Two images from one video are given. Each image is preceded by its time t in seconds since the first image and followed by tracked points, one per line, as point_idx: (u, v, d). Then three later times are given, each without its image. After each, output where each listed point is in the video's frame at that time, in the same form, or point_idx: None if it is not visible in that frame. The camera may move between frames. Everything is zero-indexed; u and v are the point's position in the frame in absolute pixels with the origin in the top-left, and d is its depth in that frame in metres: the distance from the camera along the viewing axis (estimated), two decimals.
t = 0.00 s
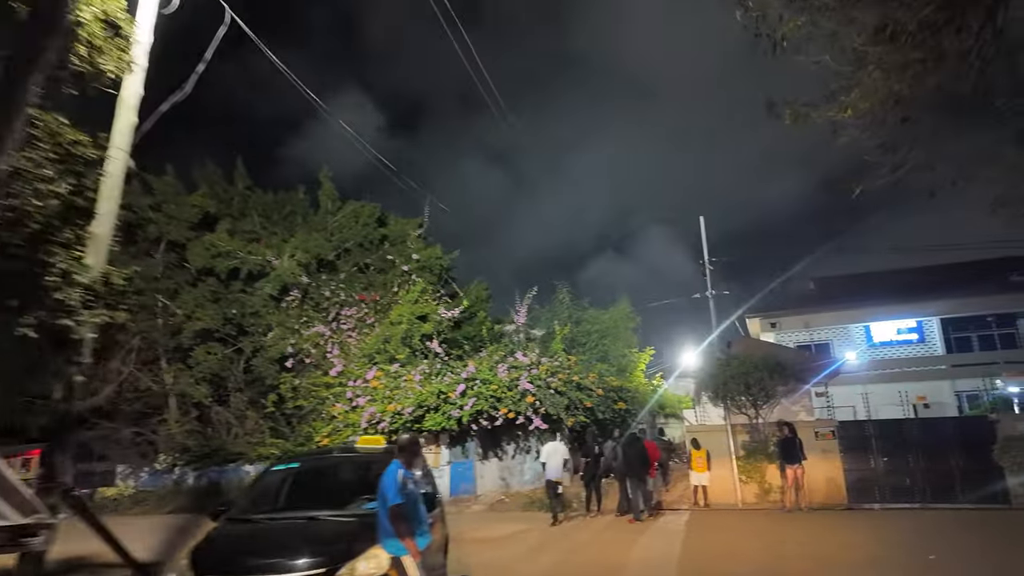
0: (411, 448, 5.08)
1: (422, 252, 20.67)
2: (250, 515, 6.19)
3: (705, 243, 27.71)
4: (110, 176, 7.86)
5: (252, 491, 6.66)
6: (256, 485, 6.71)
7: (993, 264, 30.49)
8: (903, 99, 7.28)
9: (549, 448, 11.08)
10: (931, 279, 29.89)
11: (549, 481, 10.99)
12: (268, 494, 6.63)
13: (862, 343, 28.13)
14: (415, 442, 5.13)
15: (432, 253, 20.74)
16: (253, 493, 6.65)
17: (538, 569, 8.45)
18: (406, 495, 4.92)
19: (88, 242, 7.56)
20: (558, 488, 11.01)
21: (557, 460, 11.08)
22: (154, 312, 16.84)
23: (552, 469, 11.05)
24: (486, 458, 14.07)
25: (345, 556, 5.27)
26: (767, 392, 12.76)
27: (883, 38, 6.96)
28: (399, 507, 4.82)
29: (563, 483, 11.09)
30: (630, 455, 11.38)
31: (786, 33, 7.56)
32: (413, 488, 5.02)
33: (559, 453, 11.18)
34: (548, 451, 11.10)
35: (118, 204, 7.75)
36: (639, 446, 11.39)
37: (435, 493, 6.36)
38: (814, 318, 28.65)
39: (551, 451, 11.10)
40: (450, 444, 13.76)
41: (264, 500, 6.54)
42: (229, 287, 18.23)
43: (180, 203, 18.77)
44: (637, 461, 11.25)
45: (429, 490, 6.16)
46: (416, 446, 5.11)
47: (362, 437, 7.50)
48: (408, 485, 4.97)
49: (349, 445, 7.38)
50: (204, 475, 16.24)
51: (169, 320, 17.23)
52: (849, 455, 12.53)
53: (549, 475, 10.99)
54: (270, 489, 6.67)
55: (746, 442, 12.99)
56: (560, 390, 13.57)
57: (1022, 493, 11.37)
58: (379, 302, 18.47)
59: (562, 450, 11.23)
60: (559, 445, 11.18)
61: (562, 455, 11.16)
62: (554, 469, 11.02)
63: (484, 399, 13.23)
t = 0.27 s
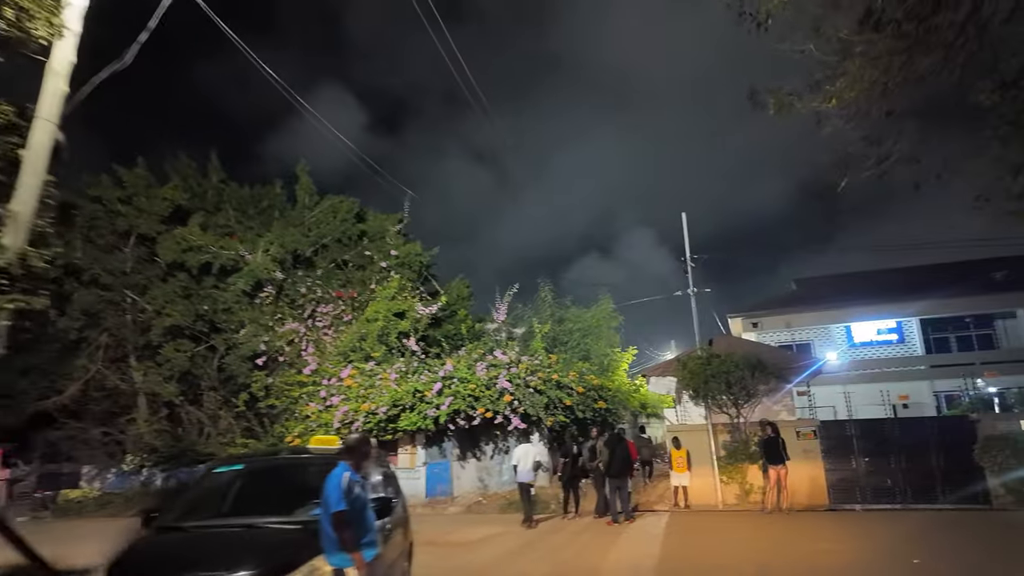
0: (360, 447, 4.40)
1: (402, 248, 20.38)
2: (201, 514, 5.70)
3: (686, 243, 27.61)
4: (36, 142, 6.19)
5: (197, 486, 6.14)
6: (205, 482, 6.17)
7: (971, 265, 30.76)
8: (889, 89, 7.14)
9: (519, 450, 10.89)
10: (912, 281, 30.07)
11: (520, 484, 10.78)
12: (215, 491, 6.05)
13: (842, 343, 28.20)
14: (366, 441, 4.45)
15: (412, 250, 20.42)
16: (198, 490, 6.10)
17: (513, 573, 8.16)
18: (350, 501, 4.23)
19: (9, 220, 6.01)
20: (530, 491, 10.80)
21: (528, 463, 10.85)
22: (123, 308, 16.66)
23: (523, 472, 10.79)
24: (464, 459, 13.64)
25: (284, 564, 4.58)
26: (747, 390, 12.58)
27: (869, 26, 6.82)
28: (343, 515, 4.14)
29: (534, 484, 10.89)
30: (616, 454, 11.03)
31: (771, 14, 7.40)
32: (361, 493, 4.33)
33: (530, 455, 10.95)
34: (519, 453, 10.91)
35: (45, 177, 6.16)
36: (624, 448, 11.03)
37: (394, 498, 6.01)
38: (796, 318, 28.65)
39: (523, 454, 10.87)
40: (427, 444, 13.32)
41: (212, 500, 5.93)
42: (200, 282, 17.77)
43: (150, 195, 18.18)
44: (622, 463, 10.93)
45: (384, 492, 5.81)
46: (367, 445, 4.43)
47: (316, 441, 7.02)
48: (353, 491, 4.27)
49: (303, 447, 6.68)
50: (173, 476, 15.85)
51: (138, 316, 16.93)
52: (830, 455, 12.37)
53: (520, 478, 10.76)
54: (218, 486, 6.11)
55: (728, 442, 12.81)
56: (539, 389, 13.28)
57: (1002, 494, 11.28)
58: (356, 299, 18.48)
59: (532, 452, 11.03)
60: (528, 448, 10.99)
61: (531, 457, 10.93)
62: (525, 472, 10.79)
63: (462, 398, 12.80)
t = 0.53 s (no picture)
0: (306, 447, 3.96)
1: (382, 245, 19.96)
2: (143, 525, 5.22)
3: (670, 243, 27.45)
4: None
5: (145, 486, 5.76)
6: (155, 482, 5.80)
7: (952, 266, 30.91)
8: (878, 78, 6.94)
9: (493, 450, 10.64)
10: (893, 281, 30.19)
11: (493, 486, 10.46)
12: (166, 493, 5.66)
13: (826, 343, 28.20)
14: (313, 440, 4.00)
15: (393, 246, 20.02)
16: (148, 492, 5.71)
17: None
18: (293, 508, 3.83)
19: None
20: (503, 494, 10.47)
21: (502, 465, 10.55)
22: (92, 304, 16.06)
23: (498, 474, 10.49)
24: (443, 460, 13.29)
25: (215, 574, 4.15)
26: (731, 390, 12.36)
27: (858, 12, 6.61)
28: (284, 527, 3.71)
29: (510, 487, 10.56)
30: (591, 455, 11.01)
31: None
32: (305, 499, 3.94)
33: (505, 457, 10.64)
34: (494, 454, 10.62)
35: None
36: (608, 449, 10.78)
37: (354, 504, 5.59)
38: (780, 318, 28.60)
39: (497, 455, 10.59)
40: (405, 445, 12.96)
41: (163, 504, 5.58)
42: (174, 277, 17.33)
43: (122, 187, 17.64)
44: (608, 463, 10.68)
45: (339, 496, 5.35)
46: (314, 445, 4.00)
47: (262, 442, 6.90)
48: (297, 496, 3.88)
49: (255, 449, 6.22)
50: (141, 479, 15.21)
51: (108, 312, 16.27)
52: (814, 455, 12.21)
53: (494, 481, 10.44)
54: (169, 488, 5.72)
55: (711, 442, 12.61)
56: (520, 388, 12.98)
57: (986, 495, 11.12)
58: (335, 296, 18.48)
59: (507, 453, 10.75)
60: (505, 449, 10.69)
61: (507, 458, 10.67)
62: (500, 474, 10.49)
63: (440, 397, 12.40)
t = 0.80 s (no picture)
0: (244, 448, 3.74)
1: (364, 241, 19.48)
2: (71, 534, 4.87)
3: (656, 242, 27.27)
4: None
5: (88, 489, 5.40)
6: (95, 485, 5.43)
7: (937, 267, 30.99)
8: (869, 65, 6.72)
9: (467, 451, 10.35)
10: (878, 282, 30.25)
11: (468, 487, 10.22)
12: (104, 497, 5.33)
13: (811, 343, 28.17)
14: (251, 441, 3.78)
15: (375, 242, 19.50)
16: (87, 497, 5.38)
17: None
18: (227, 514, 3.56)
19: None
20: (478, 495, 10.21)
21: (477, 466, 10.26)
22: (62, 300, 15.40)
23: (472, 475, 10.19)
24: (423, 462, 12.90)
25: None
26: (716, 388, 12.15)
27: None
28: (217, 533, 3.47)
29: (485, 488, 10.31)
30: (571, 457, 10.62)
31: None
32: (243, 504, 3.67)
33: (480, 458, 10.37)
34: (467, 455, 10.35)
35: None
36: (592, 449, 10.62)
37: (313, 508, 5.33)
38: (766, 318, 28.53)
39: (472, 456, 10.32)
40: (384, 446, 12.57)
41: (99, 509, 5.24)
42: (149, 273, 16.85)
43: (94, 179, 16.96)
44: (596, 464, 10.48)
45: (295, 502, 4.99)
46: (253, 447, 3.78)
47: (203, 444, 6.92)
48: (232, 503, 3.60)
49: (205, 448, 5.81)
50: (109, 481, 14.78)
51: (80, 308, 15.61)
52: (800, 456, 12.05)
53: (468, 482, 10.18)
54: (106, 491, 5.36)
55: (696, 442, 12.41)
56: (502, 387, 12.67)
57: (972, 496, 10.92)
58: (315, 294, 18.19)
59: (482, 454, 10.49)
60: (480, 450, 10.42)
61: (482, 459, 10.40)
62: (474, 474, 10.20)
63: (420, 397, 12.04)
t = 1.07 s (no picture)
0: (174, 450, 3.32)
1: (347, 236, 19.01)
2: None
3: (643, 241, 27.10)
4: None
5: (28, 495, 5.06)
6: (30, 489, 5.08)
7: (922, 268, 31.10)
8: (862, 52, 6.52)
9: (442, 452, 10.21)
10: (865, 283, 30.28)
11: (444, 489, 10.09)
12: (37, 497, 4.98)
13: (798, 344, 28.11)
14: (183, 442, 3.35)
15: (358, 238, 19.03)
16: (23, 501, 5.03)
17: None
18: (147, 526, 3.23)
19: None
20: (454, 496, 10.09)
21: (453, 467, 10.11)
22: (33, 296, 14.32)
23: (447, 477, 10.05)
24: (405, 462, 12.76)
25: None
26: (704, 388, 11.91)
27: None
28: (135, 548, 3.17)
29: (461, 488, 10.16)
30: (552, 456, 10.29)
31: None
32: (171, 514, 3.33)
33: (455, 459, 10.22)
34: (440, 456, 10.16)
35: None
36: (578, 449, 10.44)
37: (268, 511, 5.03)
38: (753, 318, 28.42)
39: (446, 457, 10.16)
40: (364, 446, 12.16)
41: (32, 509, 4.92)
42: (125, 269, 16.39)
43: (68, 171, 16.35)
44: (583, 465, 10.34)
45: (247, 508, 4.71)
46: (186, 449, 3.36)
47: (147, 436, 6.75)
48: (156, 512, 3.26)
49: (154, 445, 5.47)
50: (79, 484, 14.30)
51: (52, 305, 14.68)
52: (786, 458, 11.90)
53: (444, 483, 10.05)
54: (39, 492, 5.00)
55: (683, 442, 12.20)
56: (486, 386, 12.32)
57: (961, 497, 10.78)
58: (297, 291, 17.80)
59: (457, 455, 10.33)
60: (456, 451, 10.26)
61: (457, 460, 10.25)
62: (450, 476, 10.07)
63: (401, 396, 11.69)
